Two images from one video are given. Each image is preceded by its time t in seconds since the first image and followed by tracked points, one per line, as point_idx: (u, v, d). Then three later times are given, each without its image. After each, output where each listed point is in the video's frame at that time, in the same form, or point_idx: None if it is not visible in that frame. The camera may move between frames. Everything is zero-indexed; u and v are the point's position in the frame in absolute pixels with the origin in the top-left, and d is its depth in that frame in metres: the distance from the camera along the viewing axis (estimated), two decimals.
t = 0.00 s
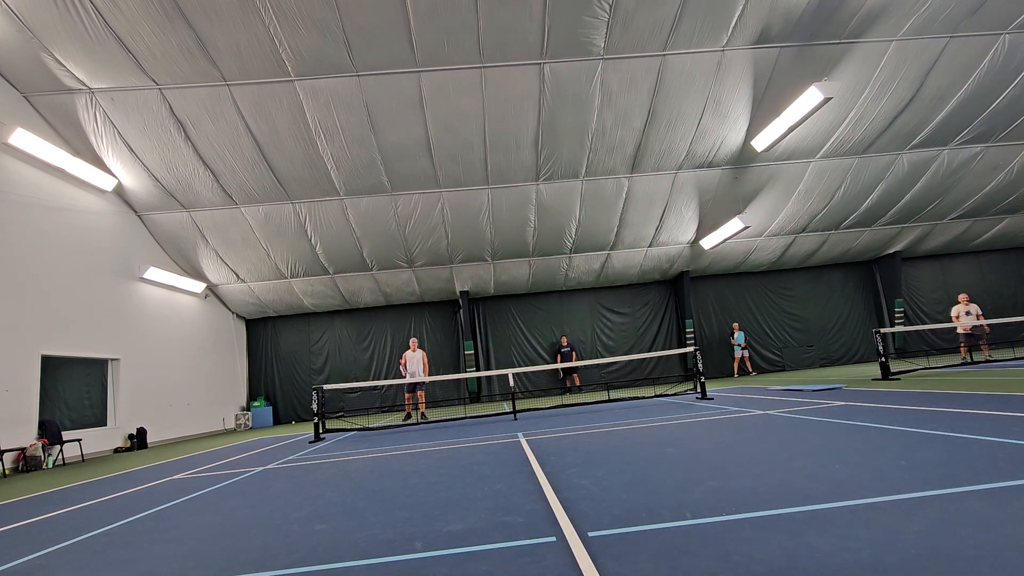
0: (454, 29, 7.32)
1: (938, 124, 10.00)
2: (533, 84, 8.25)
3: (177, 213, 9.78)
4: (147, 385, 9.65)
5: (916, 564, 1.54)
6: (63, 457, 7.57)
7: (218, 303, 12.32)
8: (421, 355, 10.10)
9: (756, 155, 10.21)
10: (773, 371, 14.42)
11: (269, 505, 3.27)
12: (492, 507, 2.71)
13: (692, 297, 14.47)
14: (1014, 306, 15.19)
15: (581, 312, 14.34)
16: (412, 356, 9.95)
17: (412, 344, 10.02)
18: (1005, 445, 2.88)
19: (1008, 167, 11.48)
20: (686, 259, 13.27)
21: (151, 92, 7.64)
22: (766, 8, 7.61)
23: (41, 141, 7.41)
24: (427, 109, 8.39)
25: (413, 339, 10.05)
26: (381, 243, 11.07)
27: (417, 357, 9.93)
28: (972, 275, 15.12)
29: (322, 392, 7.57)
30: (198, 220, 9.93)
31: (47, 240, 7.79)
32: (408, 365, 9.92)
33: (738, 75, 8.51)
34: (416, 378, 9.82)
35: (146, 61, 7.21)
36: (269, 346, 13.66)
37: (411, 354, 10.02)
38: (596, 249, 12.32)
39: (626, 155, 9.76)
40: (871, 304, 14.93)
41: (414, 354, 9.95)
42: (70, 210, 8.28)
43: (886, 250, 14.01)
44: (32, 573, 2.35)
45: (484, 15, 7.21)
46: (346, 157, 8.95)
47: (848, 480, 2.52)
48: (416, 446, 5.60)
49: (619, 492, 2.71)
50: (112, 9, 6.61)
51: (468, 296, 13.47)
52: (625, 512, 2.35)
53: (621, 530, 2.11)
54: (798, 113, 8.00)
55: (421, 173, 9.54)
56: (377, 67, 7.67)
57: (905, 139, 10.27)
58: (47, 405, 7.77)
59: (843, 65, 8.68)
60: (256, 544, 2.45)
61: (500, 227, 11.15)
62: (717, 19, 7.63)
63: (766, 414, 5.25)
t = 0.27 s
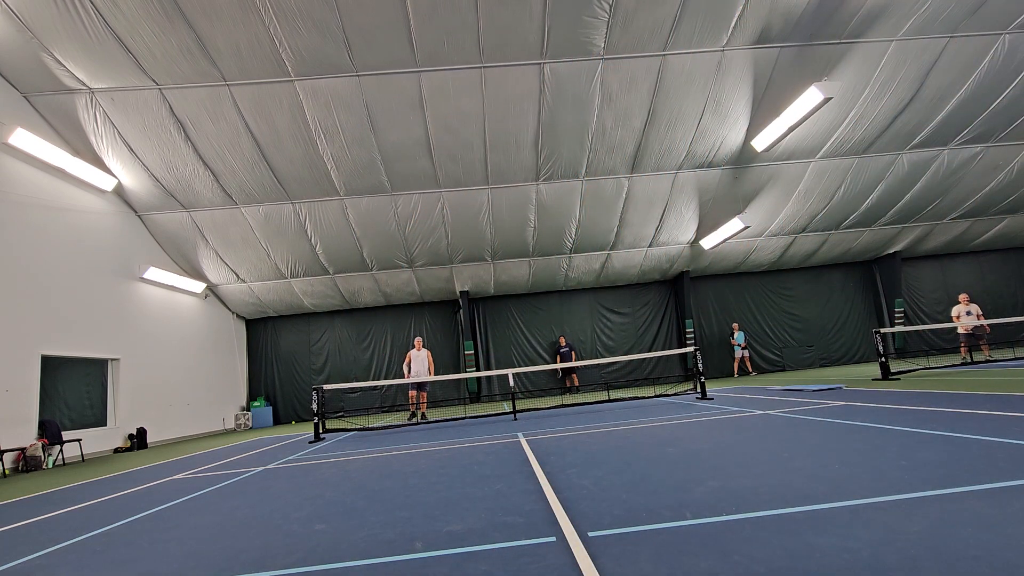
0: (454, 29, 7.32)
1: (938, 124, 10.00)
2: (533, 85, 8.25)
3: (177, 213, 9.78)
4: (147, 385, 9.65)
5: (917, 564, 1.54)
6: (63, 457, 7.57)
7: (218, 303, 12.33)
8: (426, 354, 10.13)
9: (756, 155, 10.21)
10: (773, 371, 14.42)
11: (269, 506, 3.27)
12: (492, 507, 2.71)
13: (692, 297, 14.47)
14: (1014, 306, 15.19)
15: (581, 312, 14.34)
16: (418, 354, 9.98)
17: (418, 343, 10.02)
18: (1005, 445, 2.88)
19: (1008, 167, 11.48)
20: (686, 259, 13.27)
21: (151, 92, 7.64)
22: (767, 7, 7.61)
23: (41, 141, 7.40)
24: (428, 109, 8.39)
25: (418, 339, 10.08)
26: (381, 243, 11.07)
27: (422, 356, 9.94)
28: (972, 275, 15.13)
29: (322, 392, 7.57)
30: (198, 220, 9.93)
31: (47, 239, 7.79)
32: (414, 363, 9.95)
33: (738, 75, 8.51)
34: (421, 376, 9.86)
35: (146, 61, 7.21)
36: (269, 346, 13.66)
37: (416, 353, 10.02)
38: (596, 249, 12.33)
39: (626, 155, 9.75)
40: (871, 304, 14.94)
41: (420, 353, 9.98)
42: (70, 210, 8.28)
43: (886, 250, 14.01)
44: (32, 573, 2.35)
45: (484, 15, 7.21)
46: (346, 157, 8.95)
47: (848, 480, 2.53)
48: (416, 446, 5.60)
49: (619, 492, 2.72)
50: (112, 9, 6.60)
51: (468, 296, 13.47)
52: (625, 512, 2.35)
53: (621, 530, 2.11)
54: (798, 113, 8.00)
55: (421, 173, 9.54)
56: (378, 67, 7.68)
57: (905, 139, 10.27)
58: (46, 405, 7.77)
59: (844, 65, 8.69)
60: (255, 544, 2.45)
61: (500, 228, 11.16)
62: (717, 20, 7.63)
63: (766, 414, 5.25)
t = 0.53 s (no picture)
0: (454, 29, 7.32)
1: (938, 124, 10.00)
2: (533, 85, 8.25)
3: (177, 213, 9.78)
4: (147, 385, 9.65)
5: (916, 564, 1.54)
6: (63, 457, 7.57)
7: (218, 303, 12.33)
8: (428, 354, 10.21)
9: (756, 155, 10.21)
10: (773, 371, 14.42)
11: (269, 505, 3.27)
12: (492, 507, 2.72)
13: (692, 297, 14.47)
14: (1014, 306, 15.18)
15: (581, 312, 14.34)
16: (422, 353, 10.07)
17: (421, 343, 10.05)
18: (1004, 445, 2.89)
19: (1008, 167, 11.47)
20: (686, 259, 13.27)
21: (151, 92, 7.64)
22: (767, 7, 7.60)
23: (41, 141, 7.40)
24: (427, 109, 8.39)
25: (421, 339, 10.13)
26: (381, 243, 11.07)
27: (425, 356, 9.98)
28: (972, 275, 15.12)
29: (322, 392, 7.57)
30: (198, 220, 9.93)
31: (47, 239, 7.79)
32: (417, 361, 9.99)
33: (738, 75, 8.52)
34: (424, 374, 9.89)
35: (146, 61, 7.21)
36: (269, 346, 13.66)
37: (420, 352, 10.09)
38: (596, 249, 12.33)
39: (626, 155, 9.76)
40: (871, 304, 14.93)
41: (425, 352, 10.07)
42: (70, 210, 8.28)
43: (886, 250, 14.01)
44: (32, 573, 2.35)
45: (484, 15, 7.21)
46: (346, 157, 8.96)
47: (848, 480, 2.52)
48: (416, 446, 5.60)
49: (619, 492, 2.72)
50: (112, 10, 6.61)
51: (468, 296, 13.48)
52: (625, 512, 2.35)
53: (622, 530, 2.11)
54: (798, 113, 8.00)
55: (421, 173, 9.54)
56: (378, 67, 7.68)
57: (905, 139, 10.27)
58: (47, 405, 7.77)
59: (844, 65, 8.69)
60: (255, 544, 2.45)
61: (500, 228, 11.16)
62: (717, 20, 7.63)
63: (766, 414, 5.25)
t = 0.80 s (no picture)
0: (454, 29, 7.32)
1: (938, 124, 10.00)
2: (533, 85, 8.25)
3: (177, 213, 9.78)
4: (147, 385, 9.65)
5: (916, 563, 1.54)
6: (63, 457, 7.56)
7: (218, 303, 12.32)
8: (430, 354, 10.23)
9: (756, 155, 10.21)
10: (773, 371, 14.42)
11: (269, 505, 3.27)
12: (492, 507, 2.72)
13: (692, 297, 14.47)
14: (1014, 306, 15.19)
15: (581, 312, 14.34)
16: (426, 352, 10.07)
17: (423, 343, 10.03)
18: (1004, 445, 2.89)
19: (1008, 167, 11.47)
20: (686, 259, 13.27)
21: (151, 92, 7.64)
22: (767, 7, 7.60)
23: (41, 141, 7.40)
24: (427, 109, 8.39)
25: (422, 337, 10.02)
26: (382, 243, 11.07)
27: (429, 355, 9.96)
28: (972, 275, 15.12)
29: (322, 392, 7.57)
30: (198, 220, 9.92)
31: (47, 239, 7.78)
32: (421, 361, 9.97)
33: (738, 75, 8.52)
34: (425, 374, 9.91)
35: (146, 61, 7.21)
36: (269, 346, 13.66)
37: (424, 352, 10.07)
38: (596, 249, 12.32)
39: (626, 155, 9.75)
40: (871, 304, 14.93)
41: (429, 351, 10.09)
42: (70, 210, 8.28)
43: (886, 250, 14.00)
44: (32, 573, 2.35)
45: (484, 14, 7.21)
46: (346, 157, 8.95)
47: (848, 480, 2.52)
48: (416, 446, 5.60)
49: (619, 492, 2.72)
50: (112, 10, 6.61)
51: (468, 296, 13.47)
52: (625, 512, 2.35)
53: (622, 530, 2.11)
54: (798, 113, 7.99)
55: (421, 173, 9.54)
56: (378, 67, 7.68)
57: (905, 139, 10.27)
58: (47, 405, 7.77)
59: (844, 66, 8.69)
60: (255, 544, 2.45)
61: (500, 228, 11.16)
62: (717, 20, 7.63)
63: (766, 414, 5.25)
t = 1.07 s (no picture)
0: (454, 29, 7.32)
1: (938, 123, 10.00)
2: (533, 85, 8.25)
3: (177, 213, 9.78)
4: (147, 385, 9.65)
5: (916, 563, 1.54)
6: (63, 457, 7.56)
7: (218, 303, 12.33)
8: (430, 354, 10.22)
9: (756, 155, 10.21)
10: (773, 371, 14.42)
11: (269, 506, 3.27)
12: (491, 507, 2.72)
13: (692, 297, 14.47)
14: (1014, 306, 15.19)
15: (581, 312, 14.34)
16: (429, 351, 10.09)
17: (423, 342, 10.01)
18: (1005, 445, 2.88)
19: (1008, 166, 11.47)
20: (686, 259, 13.27)
21: (151, 92, 7.64)
22: (767, 7, 7.60)
23: (41, 141, 7.40)
24: (427, 109, 8.39)
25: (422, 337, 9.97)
26: (381, 243, 11.07)
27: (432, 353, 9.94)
28: (972, 275, 15.12)
29: (322, 392, 7.57)
30: (198, 220, 9.92)
31: (46, 240, 7.78)
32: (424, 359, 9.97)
33: (738, 76, 8.52)
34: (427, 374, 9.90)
35: (146, 61, 7.21)
36: (269, 346, 13.66)
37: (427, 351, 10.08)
38: (596, 249, 12.32)
39: (626, 155, 9.75)
40: (871, 304, 14.93)
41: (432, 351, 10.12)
42: (69, 210, 8.28)
43: (886, 250, 14.00)
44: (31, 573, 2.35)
45: (484, 14, 7.21)
46: (346, 157, 8.96)
47: (848, 480, 2.52)
48: (416, 446, 5.60)
49: (619, 492, 2.72)
50: (112, 10, 6.61)
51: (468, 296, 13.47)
52: (625, 512, 2.35)
53: (621, 531, 2.11)
54: (798, 113, 7.99)
55: (421, 173, 9.54)
56: (377, 67, 7.68)
57: (905, 139, 10.27)
58: (47, 405, 7.77)
59: (844, 66, 8.69)
60: (255, 544, 2.45)
61: (500, 228, 11.16)
62: (717, 19, 7.62)
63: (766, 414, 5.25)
